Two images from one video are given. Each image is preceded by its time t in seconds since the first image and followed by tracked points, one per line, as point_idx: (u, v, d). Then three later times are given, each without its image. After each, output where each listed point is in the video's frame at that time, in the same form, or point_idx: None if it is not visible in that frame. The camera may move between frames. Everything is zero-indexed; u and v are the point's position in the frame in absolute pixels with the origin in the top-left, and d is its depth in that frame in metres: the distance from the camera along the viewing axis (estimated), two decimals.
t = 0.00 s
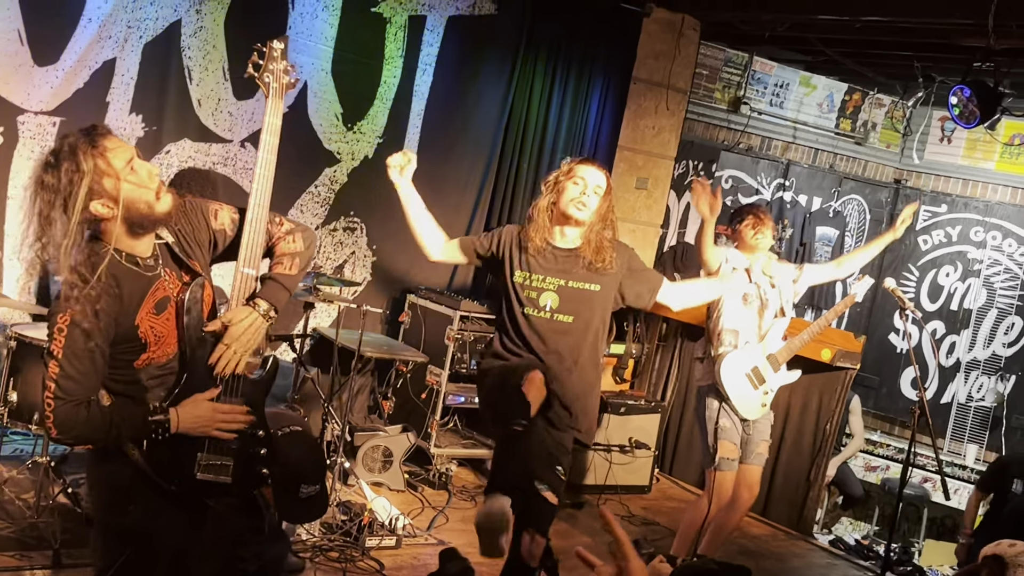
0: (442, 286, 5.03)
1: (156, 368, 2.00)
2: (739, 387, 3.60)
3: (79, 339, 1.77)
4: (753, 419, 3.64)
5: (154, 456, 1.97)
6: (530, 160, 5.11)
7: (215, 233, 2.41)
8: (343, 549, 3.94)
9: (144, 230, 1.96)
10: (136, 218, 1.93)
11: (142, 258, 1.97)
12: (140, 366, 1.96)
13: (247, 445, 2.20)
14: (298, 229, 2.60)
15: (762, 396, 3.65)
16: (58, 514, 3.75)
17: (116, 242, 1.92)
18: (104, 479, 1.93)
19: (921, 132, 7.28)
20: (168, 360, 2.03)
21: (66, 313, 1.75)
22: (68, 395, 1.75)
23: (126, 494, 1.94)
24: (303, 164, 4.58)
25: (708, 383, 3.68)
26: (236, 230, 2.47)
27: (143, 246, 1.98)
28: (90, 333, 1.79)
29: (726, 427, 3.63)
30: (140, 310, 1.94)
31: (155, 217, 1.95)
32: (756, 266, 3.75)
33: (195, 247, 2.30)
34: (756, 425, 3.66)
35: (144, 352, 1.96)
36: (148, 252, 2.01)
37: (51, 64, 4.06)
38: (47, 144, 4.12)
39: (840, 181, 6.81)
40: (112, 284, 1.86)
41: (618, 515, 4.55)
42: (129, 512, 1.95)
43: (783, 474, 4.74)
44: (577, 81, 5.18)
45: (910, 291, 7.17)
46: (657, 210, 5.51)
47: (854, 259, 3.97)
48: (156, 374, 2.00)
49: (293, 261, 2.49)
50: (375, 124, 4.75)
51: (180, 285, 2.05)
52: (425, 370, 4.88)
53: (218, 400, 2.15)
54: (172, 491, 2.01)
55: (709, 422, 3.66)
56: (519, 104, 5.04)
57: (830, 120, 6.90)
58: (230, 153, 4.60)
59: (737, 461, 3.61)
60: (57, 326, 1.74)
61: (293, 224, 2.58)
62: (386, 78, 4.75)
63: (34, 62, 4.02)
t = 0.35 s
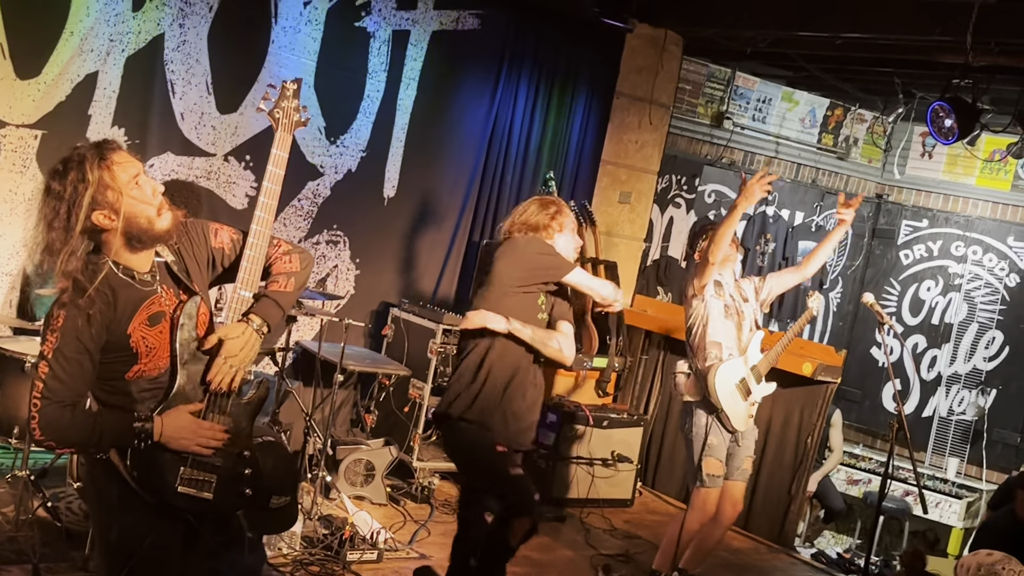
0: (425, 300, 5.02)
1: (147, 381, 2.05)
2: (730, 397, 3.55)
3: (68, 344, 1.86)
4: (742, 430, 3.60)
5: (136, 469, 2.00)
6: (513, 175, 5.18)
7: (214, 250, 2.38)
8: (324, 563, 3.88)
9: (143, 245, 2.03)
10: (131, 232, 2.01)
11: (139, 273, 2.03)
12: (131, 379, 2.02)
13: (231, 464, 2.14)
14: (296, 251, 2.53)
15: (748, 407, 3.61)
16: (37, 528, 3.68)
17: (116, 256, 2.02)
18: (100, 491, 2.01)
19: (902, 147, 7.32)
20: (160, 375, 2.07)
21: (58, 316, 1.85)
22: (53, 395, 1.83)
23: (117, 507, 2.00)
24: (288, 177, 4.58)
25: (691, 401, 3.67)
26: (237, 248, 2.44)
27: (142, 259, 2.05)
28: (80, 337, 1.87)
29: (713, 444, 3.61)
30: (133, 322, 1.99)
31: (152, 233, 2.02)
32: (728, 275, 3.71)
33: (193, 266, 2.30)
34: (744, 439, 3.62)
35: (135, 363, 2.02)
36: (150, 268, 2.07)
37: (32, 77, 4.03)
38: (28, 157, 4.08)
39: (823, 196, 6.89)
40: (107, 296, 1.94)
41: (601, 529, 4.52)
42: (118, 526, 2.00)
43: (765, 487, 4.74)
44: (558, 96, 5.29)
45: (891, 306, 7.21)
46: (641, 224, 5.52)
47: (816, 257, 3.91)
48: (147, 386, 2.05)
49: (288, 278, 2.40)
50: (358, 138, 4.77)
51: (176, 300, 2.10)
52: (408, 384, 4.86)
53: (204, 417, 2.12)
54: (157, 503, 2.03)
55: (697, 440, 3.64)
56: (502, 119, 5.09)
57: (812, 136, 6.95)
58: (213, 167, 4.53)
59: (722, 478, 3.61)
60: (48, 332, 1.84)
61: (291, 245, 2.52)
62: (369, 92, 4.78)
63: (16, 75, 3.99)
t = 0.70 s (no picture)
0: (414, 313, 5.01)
1: (144, 404, 1.95)
2: (717, 414, 3.56)
3: (76, 365, 1.74)
4: (730, 445, 3.61)
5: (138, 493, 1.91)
6: (502, 188, 5.19)
7: (203, 269, 2.37)
8: None
9: (145, 263, 1.94)
10: (140, 250, 1.91)
11: (139, 291, 1.93)
12: (128, 401, 1.91)
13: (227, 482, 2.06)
14: (283, 272, 2.53)
15: (735, 422, 3.61)
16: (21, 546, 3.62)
17: (116, 273, 1.91)
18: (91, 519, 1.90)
19: (888, 162, 7.39)
20: (156, 398, 1.98)
21: (67, 335, 1.73)
22: (62, 419, 1.71)
23: (113, 534, 1.90)
24: (277, 190, 4.60)
25: (679, 419, 3.66)
26: (225, 268, 2.44)
27: (142, 277, 1.95)
28: (90, 358, 1.77)
29: (703, 460, 3.59)
30: (135, 341, 1.89)
31: (158, 253, 1.94)
32: (710, 295, 3.69)
33: (181, 285, 2.29)
34: (733, 454, 3.62)
35: (135, 385, 1.91)
36: (145, 286, 1.97)
37: (22, 90, 4.00)
38: (17, 171, 4.04)
39: (810, 211, 6.92)
40: (111, 314, 1.84)
41: (589, 543, 4.50)
42: (118, 552, 1.90)
43: (752, 500, 4.75)
44: (548, 110, 5.30)
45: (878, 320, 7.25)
46: (629, 238, 5.64)
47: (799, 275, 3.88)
48: (145, 410, 1.95)
49: (278, 299, 2.42)
50: (347, 152, 4.77)
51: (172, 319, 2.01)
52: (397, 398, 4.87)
53: (198, 436, 2.02)
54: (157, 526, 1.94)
55: (686, 456, 3.62)
56: (491, 131, 5.10)
57: (799, 150, 7.02)
58: (201, 180, 4.50)
59: (711, 494, 3.59)
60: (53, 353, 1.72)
61: (278, 267, 2.52)
62: (359, 106, 4.79)
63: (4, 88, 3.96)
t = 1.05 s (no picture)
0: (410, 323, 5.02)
1: (144, 424, 1.82)
2: (720, 426, 3.56)
3: (101, 393, 1.69)
4: (729, 455, 3.61)
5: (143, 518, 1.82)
6: (498, 198, 5.21)
7: (194, 282, 2.41)
8: None
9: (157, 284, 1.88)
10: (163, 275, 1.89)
11: (150, 308, 1.85)
12: (130, 422, 1.78)
13: (221, 501, 2.10)
14: (265, 286, 2.56)
15: (736, 431, 3.61)
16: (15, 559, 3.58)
17: (135, 293, 1.84)
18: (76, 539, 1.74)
19: (884, 173, 7.43)
20: (155, 417, 1.85)
21: (92, 361, 1.68)
22: (85, 450, 1.67)
23: (106, 556, 1.77)
24: (275, 199, 4.58)
25: (679, 432, 3.66)
26: (214, 281, 2.47)
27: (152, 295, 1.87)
28: (113, 385, 1.71)
29: (702, 470, 3.60)
30: (145, 360, 1.79)
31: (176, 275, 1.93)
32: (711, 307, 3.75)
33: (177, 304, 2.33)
34: (732, 464, 3.63)
35: (139, 405, 1.79)
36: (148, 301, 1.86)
37: (20, 97, 3.98)
38: (13, 178, 4.00)
39: (804, 222, 7.03)
40: (131, 334, 1.76)
41: (584, 554, 4.50)
42: None
43: (746, 511, 4.76)
44: (545, 119, 5.31)
45: (873, 330, 7.29)
46: (625, 247, 5.69)
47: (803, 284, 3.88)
48: (144, 431, 1.83)
49: (268, 316, 2.46)
50: (344, 160, 4.77)
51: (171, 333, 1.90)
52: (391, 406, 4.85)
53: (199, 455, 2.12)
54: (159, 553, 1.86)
55: (685, 466, 3.62)
56: (487, 140, 5.12)
57: (794, 161, 7.03)
58: (198, 188, 4.48)
59: (709, 506, 3.61)
60: (80, 378, 1.66)
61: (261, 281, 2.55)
62: (356, 115, 4.78)
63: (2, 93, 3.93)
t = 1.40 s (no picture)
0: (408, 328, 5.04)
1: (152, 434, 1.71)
2: (719, 436, 3.57)
3: (138, 411, 1.64)
4: (727, 464, 3.61)
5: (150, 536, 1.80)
6: (497, 203, 5.22)
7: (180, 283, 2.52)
8: None
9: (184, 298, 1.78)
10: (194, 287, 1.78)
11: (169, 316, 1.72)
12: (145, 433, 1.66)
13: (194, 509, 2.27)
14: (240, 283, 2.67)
15: (734, 440, 3.62)
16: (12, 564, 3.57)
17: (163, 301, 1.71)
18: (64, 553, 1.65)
19: (881, 181, 7.45)
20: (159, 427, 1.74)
21: (131, 378, 1.62)
22: (117, 466, 1.61)
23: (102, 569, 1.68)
24: (274, 203, 4.60)
25: (678, 439, 3.67)
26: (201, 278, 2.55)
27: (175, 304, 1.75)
28: (146, 402, 1.65)
29: (701, 477, 3.60)
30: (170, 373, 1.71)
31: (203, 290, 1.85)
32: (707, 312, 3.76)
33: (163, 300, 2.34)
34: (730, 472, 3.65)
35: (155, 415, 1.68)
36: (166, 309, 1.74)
37: (21, 101, 3.95)
38: (14, 182, 3.99)
39: (802, 228, 6.99)
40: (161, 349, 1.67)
41: (582, 559, 4.50)
42: None
43: (743, 517, 4.77)
44: (544, 125, 5.33)
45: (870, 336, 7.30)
46: (623, 253, 5.71)
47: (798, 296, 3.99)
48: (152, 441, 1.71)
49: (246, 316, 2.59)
50: (344, 165, 4.78)
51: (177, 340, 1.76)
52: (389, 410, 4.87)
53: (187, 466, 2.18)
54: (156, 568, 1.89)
55: (684, 472, 3.62)
56: (486, 145, 5.14)
57: (792, 167, 7.07)
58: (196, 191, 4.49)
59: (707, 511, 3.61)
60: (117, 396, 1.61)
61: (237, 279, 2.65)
62: (356, 119, 4.79)
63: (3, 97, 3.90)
